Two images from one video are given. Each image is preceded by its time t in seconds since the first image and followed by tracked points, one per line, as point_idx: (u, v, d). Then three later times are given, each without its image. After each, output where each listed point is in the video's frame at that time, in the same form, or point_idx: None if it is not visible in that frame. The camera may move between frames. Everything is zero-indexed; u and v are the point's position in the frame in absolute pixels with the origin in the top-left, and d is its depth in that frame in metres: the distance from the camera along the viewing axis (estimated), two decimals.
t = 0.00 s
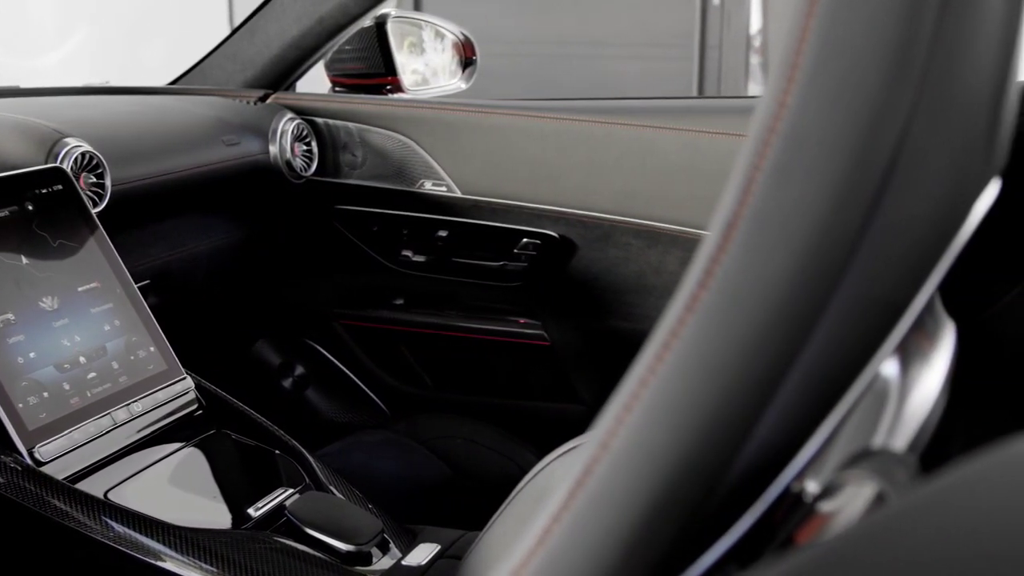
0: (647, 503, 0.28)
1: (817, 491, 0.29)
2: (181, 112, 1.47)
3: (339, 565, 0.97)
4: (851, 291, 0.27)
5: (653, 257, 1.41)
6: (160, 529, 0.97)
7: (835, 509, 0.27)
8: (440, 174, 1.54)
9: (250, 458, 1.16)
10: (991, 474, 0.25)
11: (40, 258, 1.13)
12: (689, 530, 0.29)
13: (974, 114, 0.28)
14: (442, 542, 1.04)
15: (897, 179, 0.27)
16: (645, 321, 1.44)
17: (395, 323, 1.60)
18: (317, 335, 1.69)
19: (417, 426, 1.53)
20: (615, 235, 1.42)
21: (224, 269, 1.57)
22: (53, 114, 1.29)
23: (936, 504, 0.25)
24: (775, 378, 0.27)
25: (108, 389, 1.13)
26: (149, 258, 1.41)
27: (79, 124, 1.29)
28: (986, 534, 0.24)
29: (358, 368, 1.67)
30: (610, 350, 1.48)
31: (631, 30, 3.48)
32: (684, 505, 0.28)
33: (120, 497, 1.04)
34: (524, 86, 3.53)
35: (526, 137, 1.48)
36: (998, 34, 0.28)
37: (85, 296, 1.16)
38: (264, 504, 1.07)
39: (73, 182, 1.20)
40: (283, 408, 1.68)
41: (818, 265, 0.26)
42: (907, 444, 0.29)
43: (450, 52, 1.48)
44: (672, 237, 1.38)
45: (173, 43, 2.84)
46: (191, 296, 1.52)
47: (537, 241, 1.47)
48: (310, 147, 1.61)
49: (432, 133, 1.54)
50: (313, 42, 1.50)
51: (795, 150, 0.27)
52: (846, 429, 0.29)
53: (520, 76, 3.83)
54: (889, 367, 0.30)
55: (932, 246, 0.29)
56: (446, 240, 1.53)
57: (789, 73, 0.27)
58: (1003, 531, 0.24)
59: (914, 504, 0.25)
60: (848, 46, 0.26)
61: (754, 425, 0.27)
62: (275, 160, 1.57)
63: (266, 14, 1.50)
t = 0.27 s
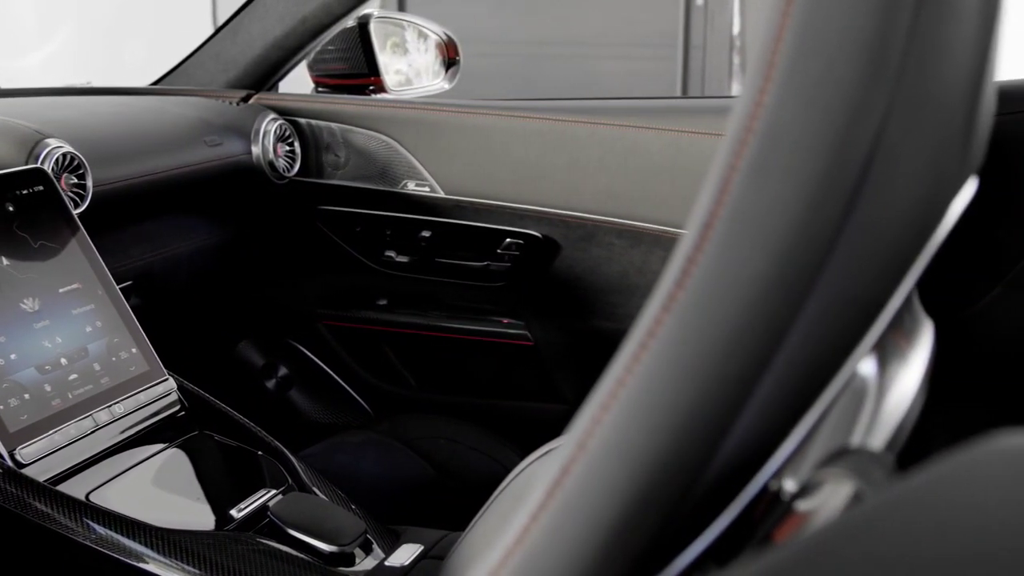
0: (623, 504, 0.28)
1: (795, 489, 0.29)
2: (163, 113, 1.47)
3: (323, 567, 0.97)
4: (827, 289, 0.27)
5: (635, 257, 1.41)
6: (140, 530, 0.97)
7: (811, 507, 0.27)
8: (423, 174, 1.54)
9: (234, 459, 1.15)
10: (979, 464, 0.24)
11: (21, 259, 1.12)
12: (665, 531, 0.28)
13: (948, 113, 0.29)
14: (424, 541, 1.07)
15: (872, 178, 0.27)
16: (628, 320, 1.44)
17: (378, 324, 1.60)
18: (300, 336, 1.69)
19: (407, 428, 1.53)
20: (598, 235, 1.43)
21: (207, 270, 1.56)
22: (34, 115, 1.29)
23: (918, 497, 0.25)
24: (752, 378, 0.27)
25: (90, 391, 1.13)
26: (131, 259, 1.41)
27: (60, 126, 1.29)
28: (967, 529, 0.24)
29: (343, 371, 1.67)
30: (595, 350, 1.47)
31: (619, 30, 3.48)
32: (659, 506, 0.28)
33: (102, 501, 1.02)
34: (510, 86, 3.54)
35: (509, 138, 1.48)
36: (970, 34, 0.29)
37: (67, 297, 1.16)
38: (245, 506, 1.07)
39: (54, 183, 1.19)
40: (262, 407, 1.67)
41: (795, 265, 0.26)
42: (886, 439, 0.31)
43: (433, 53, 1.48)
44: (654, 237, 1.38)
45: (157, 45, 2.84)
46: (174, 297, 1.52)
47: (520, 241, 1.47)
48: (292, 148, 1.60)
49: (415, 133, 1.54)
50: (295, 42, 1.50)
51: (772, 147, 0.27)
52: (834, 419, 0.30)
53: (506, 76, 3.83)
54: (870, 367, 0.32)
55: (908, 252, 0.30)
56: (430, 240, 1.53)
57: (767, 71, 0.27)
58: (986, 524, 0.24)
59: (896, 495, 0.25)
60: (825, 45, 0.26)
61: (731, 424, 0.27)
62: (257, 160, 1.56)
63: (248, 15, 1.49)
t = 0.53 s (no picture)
0: (596, 502, 0.28)
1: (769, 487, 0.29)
2: (142, 114, 1.46)
3: (304, 568, 0.97)
4: (801, 289, 0.27)
5: (615, 257, 1.41)
6: (119, 532, 0.97)
7: (784, 501, 0.28)
8: (404, 174, 1.54)
9: (214, 460, 1.15)
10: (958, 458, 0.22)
11: None
12: (637, 530, 0.29)
13: (919, 115, 0.29)
14: (405, 542, 1.06)
15: (845, 179, 0.27)
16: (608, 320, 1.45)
17: (359, 325, 1.60)
18: (282, 337, 1.68)
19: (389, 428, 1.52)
20: (578, 235, 1.43)
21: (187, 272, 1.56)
22: (13, 116, 1.28)
23: (892, 495, 0.22)
24: (725, 377, 0.27)
25: (68, 393, 1.12)
26: (111, 260, 1.41)
27: (39, 127, 1.28)
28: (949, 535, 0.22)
29: (323, 371, 1.67)
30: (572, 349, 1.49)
31: (598, 31, 3.50)
32: (632, 505, 0.28)
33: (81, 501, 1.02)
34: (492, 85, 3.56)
35: (489, 138, 1.48)
36: (943, 37, 0.29)
37: (45, 299, 1.15)
38: (226, 507, 1.08)
39: (32, 184, 1.19)
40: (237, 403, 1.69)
41: (767, 265, 0.26)
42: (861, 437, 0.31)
43: (414, 53, 1.48)
44: (634, 237, 1.39)
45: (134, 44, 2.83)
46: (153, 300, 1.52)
47: (501, 241, 1.48)
48: (272, 149, 1.60)
49: (395, 133, 1.54)
50: (275, 43, 1.50)
51: (744, 145, 0.27)
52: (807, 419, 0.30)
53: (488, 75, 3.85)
54: (842, 364, 0.32)
55: (880, 252, 0.30)
56: (411, 241, 1.53)
57: (741, 69, 0.27)
58: (968, 524, 0.21)
59: (869, 494, 0.23)
60: (797, 47, 0.27)
61: (705, 423, 0.28)
62: (237, 162, 1.56)
63: (227, 15, 1.49)
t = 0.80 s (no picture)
0: (569, 506, 0.28)
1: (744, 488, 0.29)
2: (121, 116, 1.45)
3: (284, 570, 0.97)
4: (774, 288, 0.28)
5: (596, 257, 1.42)
6: (97, 535, 0.97)
7: (757, 500, 0.28)
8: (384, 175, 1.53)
9: (194, 463, 1.15)
10: (929, 461, 0.22)
11: None
12: (611, 531, 0.29)
13: (890, 115, 0.29)
14: (385, 543, 1.07)
15: (816, 179, 0.27)
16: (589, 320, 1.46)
17: (340, 326, 1.59)
18: (261, 338, 1.68)
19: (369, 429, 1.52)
20: (558, 235, 1.44)
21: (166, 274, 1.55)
22: None
23: (859, 493, 0.23)
24: (701, 377, 0.27)
25: (47, 395, 1.12)
26: (90, 260, 1.40)
27: (17, 129, 1.27)
28: (913, 530, 0.22)
29: (302, 368, 1.65)
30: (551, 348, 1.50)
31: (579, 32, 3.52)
32: (607, 506, 0.28)
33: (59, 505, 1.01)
34: (472, 85, 3.57)
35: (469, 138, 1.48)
36: (913, 41, 0.29)
37: (23, 301, 1.14)
38: (205, 509, 1.07)
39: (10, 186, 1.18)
40: (220, 405, 1.67)
41: (740, 263, 0.27)
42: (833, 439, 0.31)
43: (394, 53, 1.47)
44: (614, 237, 1.40)
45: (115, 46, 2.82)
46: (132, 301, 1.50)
47: (481, 242, 1.48)
48: (252, 150, 1.59)
49: (376, 134, 1.54)
50: (254, 45, 1.50)
51: (715, 147, 0.27)
52: (782, 421, 0.30)
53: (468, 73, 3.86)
54: (816, 364, 0.32)
55: (853, 253, 0.30)
56: (391, 241, 1.52)
57: (712, 70, 0.28)
58: (934, 524, 0.22)
59: (840, 492, 0.23)
60: (770, 48, 0.27)
61: (679, 423, 0.28)
62: (216, 162, 1.54)
63: (208, 15, 1.48)
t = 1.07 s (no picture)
0: (548, 508, 0.28)
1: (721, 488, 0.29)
2: (102, 118, 1.44)
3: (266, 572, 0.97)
4: (751, 289, 0.28)
5: (579, 257, 1.43)
6: (80, 538, 0.96)
7: (735, 501, 0.28)
8: (367, 176, 1.53)
9: (178, 466, 1.15)
10: (900, 461, 0.22)
11: None
12: (590, 532, 0.29)
13: (868, 116, 0.29)
14: (367, 545, 1.07)
15: (792, 181, 0.27)
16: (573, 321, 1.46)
17: (323, 327, 1.59)
18: (245, 342, 1.66)
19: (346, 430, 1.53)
20: (541, 236, 1.44)
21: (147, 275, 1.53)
22: None
23: (834, 494, 0.22)
24: (678, 378, 0.27)
25: (28, 397, 1.10)
26: (74, 262, 1.39)
27: None
28: (889, 532, 0.22)
29: (286, 372, 1.66)
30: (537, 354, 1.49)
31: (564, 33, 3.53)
32: (586, 509, 0.28)
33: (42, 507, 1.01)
34: (456, 84, 3.58)
35: (452, 139, 1.48)
36: (891, 42, 0.29)
37: (4, 303, 1.14)
38: (187, 512, 1.07)
39: None
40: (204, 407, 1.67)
41: (715, 264, 0.27)
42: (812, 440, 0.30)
43: (377, 54, 1.47)
44: (597, 237, 1.40)
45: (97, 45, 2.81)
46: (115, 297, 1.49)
47: (465, 243, 1.48)
48: (234, 151, 1.59)
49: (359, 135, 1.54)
50: (236, 47, 1.50)
51: (691, 149, 0.27)
52: (750, 426, 0.30)
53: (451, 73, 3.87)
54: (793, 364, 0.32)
55: (831, 253, 0.30)
56: (374, 242, 1.53)
57: (688, 72, 0.28)
58: (917, 524, 0.22)
59: (814, 489, 0.23)
60: (746, 50, 0.27)
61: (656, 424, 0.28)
62: (199, 164, 1.54)
63: (189, 16, 1.47)
